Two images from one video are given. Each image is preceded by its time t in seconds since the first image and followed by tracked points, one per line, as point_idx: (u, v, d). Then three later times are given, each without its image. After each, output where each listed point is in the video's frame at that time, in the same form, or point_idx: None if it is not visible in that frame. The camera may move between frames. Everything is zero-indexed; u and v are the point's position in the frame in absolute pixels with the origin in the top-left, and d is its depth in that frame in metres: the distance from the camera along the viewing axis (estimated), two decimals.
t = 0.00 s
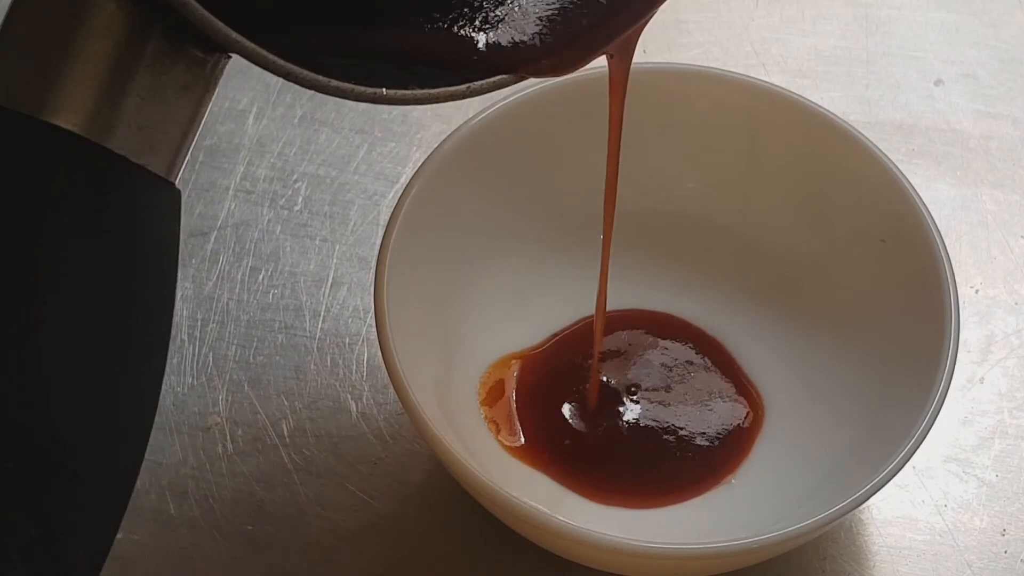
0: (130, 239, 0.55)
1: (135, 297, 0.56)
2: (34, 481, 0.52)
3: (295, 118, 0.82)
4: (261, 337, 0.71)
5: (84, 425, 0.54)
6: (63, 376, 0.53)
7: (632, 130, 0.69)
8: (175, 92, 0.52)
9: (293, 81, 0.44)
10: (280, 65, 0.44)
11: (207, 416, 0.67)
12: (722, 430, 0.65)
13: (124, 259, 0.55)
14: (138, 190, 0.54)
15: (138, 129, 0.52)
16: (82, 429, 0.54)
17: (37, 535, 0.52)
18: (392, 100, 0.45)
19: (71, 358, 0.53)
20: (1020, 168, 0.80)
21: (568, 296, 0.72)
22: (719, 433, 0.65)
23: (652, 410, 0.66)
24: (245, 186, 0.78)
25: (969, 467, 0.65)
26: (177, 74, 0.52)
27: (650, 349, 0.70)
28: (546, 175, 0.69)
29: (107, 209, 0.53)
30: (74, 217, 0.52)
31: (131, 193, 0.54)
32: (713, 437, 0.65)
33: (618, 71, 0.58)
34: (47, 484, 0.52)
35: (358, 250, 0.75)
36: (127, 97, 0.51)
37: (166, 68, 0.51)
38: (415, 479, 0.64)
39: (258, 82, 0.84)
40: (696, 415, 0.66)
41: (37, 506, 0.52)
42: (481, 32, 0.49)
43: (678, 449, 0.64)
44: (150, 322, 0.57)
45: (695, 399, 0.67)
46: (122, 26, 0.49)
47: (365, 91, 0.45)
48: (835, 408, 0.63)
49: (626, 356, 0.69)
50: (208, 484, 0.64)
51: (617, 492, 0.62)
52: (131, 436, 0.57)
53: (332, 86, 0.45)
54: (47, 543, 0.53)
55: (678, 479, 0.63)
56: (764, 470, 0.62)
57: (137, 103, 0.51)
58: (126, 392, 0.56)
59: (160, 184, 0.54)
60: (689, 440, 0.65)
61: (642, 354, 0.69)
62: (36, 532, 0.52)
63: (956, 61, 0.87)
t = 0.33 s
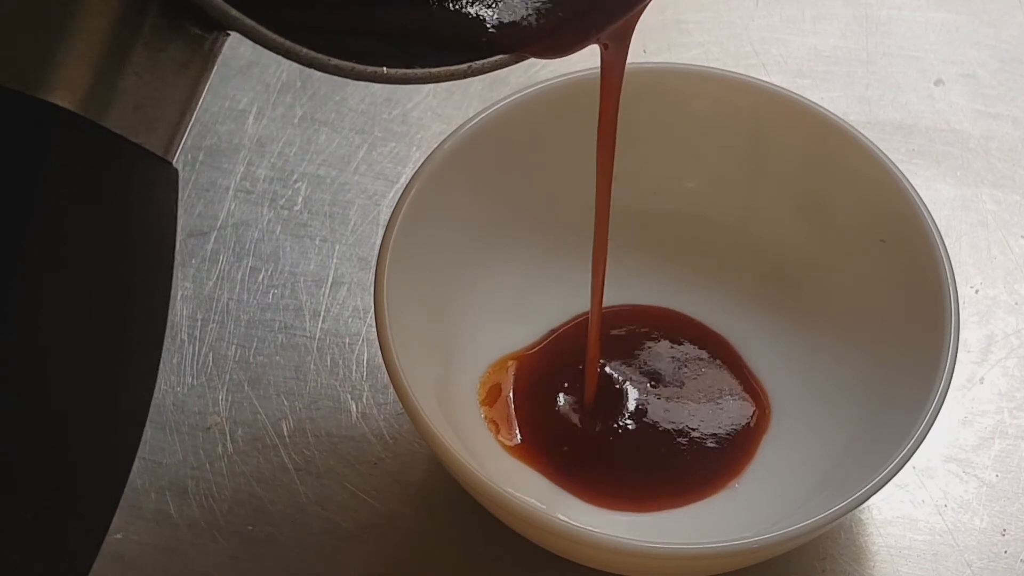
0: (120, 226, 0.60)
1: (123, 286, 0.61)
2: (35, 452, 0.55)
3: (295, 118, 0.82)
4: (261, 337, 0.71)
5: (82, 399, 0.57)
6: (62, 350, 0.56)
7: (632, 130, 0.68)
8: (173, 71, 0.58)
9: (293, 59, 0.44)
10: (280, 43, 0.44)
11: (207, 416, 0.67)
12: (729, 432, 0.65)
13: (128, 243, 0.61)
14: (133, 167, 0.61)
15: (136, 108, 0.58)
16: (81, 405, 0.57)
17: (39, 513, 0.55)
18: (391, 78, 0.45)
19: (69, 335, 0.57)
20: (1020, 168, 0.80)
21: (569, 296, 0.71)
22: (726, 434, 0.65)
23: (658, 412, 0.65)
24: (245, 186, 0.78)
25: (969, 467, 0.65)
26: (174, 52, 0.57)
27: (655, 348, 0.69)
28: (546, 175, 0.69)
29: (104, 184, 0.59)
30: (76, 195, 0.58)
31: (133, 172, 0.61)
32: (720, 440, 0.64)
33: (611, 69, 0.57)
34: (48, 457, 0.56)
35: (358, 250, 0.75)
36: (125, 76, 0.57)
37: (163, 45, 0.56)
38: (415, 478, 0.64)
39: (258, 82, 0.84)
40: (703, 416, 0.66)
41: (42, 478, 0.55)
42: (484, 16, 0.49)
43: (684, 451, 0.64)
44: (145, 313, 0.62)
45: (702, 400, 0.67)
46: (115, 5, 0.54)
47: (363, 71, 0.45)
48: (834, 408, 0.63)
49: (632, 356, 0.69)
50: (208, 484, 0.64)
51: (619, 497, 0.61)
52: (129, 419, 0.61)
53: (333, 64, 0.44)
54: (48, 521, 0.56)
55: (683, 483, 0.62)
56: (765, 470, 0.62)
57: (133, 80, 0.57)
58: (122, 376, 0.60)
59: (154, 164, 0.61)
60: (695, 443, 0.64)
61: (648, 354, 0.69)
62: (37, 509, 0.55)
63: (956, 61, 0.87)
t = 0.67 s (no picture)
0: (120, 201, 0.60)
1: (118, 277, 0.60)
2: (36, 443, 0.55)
3: (295, 118, 0.82)
4: (261, 337, 0.71)
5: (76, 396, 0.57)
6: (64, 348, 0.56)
7: (633, 129, 0.69)
8: (177, 39, 0.59)
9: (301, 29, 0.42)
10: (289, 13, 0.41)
11: (207, 416, 0.67)
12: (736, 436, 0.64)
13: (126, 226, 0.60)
14: (137, 139, 0.62)
15: (140, 80, 0.60)
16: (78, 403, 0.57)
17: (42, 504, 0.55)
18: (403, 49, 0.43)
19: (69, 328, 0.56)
20: (1020, 168, 0.80)
21: (569, 296, 0.71)
22: (733, 436, 0.64)
23: (665, 413, 0.65)
24: (245, 186, 0.78)
25: (969, 467, 0.65)
26: (181, 20, 0.58)
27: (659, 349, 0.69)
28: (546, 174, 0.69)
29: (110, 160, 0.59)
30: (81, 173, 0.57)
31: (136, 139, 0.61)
32: (727, 442, 0.64)
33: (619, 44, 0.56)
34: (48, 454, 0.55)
35: (357, 250, 0.75)
36: (130, 45, 0.58)
37: (170, 16, 0.58)
38: (415, 478, 0.64)
39: (258, 83, 0.84)
40: (711, 417, 0.65)
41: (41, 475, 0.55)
42: None
43: (689, 455, 0.63)
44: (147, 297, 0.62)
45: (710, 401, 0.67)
46: None
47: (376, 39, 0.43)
48: (835, 408, 0.63)
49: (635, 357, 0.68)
50: (208, 484, 0.64)
51: (624, 501, 0.60)
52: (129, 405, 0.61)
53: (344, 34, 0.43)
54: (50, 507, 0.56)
55: (689, 486, 0.61)
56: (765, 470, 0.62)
57: (139, 48, 0.58)
58: (128, 372, 0.61)
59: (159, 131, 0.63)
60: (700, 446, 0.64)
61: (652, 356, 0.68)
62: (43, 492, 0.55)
63: (956, 61, 0.87)
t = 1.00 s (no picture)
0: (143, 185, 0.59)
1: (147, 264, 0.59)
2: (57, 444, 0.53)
3: (295, 118, 0.83)
4: (261, 337, 0.71)
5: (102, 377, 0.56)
6: (77, 330, 0.55)
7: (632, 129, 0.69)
8: None
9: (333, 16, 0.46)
10: None
11: (207, 416, 0.67)
12: (741, 434, 0.64)
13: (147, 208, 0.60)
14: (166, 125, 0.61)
15: None
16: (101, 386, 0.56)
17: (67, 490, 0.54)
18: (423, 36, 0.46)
19: (83, 312, 0.55)
20: (1020, 168, 0.80)
21: (568, 296, 0.71)
22: (736, 435, 0.64)
23: (669, 411, 0.65)
24: (245, 186, 0.78)
25: (969, 467, 0.65)
26: None
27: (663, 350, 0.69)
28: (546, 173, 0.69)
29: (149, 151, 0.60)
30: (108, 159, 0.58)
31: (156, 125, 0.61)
32: (732, 441, 0.64)
33: (648, 31, 0.56)
34: (69, 436, 0.54)
35: (358, 250, 0.75)
36: None
37: None
38: (415, 477, 0.64)
39: (258, 83, 0.84)
40: (716, 415, 0.65)
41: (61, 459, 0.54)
42: None
43: (691, 457, 0.63)
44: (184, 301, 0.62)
45: (716, 399, 0.66)
46: None
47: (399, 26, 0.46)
48: (834, 408, 0.63)
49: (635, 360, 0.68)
50: (208, 484, 0.64)
51: (626, 504, 0.60)
52: (151, 395, 0.60)
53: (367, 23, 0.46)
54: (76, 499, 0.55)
55: (691, 487, 0.61)
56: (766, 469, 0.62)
57: None
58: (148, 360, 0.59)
59: (188, 121, 0.63)
60: (702, 447, 0.63)
61: (653, 357, 0.68)
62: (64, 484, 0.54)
63: (956, 61, 0.87)
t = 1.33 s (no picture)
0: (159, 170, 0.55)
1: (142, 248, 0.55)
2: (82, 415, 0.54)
3: (295, 118, 0.83)
4: (261, 337, 0.71)
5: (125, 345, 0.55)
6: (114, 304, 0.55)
7: (632, 130, 0.69)
8: None
9: None
10: None
11: (206, 416, 0.67)
12: (743, 435, 0.64)
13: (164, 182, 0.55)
14: (195, 103, 0.55)
15: None
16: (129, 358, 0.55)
17: (89, 463, 0.54)
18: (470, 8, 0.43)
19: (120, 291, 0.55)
20: (1020, 168, 0.80)
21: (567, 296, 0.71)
22: (743, 433, 0.64)
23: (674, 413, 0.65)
24: (246, 186, 0.78)
25: (969, 467, 0.65)
26: None
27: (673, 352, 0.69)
28: (546, 173, 0.69)
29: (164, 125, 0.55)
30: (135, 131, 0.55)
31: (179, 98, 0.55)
32: (735, 442, 0.64)
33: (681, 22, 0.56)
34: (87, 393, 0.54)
35: (358, 250, 0.75)
36: None
37: None
38: (415, 476, 0.64)
39: (258, 83, 0.84)
40: (722, 415, 0.65)
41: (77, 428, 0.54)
42: None
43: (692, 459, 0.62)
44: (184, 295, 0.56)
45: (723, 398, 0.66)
46: None
47: None
48: (835, 407, 0.63)
49: (634, 363, 0.68)
50: (208, 483, 0.64)
51: (626, 506, 0.59)
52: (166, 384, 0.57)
53: None
54: (97, 467, 0.55)
55: (693, 489, 0.61)
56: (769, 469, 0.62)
57: None
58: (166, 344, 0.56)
59: (220, 99, 0.56)
60: (702, 448, 0.63)
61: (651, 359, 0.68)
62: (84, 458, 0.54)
63: (956, 61, 0.87)
